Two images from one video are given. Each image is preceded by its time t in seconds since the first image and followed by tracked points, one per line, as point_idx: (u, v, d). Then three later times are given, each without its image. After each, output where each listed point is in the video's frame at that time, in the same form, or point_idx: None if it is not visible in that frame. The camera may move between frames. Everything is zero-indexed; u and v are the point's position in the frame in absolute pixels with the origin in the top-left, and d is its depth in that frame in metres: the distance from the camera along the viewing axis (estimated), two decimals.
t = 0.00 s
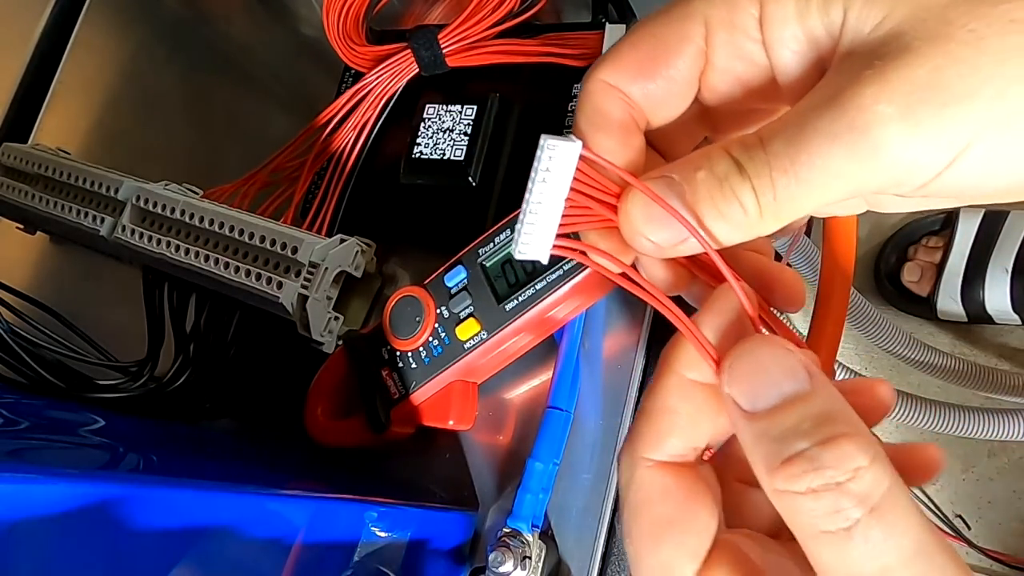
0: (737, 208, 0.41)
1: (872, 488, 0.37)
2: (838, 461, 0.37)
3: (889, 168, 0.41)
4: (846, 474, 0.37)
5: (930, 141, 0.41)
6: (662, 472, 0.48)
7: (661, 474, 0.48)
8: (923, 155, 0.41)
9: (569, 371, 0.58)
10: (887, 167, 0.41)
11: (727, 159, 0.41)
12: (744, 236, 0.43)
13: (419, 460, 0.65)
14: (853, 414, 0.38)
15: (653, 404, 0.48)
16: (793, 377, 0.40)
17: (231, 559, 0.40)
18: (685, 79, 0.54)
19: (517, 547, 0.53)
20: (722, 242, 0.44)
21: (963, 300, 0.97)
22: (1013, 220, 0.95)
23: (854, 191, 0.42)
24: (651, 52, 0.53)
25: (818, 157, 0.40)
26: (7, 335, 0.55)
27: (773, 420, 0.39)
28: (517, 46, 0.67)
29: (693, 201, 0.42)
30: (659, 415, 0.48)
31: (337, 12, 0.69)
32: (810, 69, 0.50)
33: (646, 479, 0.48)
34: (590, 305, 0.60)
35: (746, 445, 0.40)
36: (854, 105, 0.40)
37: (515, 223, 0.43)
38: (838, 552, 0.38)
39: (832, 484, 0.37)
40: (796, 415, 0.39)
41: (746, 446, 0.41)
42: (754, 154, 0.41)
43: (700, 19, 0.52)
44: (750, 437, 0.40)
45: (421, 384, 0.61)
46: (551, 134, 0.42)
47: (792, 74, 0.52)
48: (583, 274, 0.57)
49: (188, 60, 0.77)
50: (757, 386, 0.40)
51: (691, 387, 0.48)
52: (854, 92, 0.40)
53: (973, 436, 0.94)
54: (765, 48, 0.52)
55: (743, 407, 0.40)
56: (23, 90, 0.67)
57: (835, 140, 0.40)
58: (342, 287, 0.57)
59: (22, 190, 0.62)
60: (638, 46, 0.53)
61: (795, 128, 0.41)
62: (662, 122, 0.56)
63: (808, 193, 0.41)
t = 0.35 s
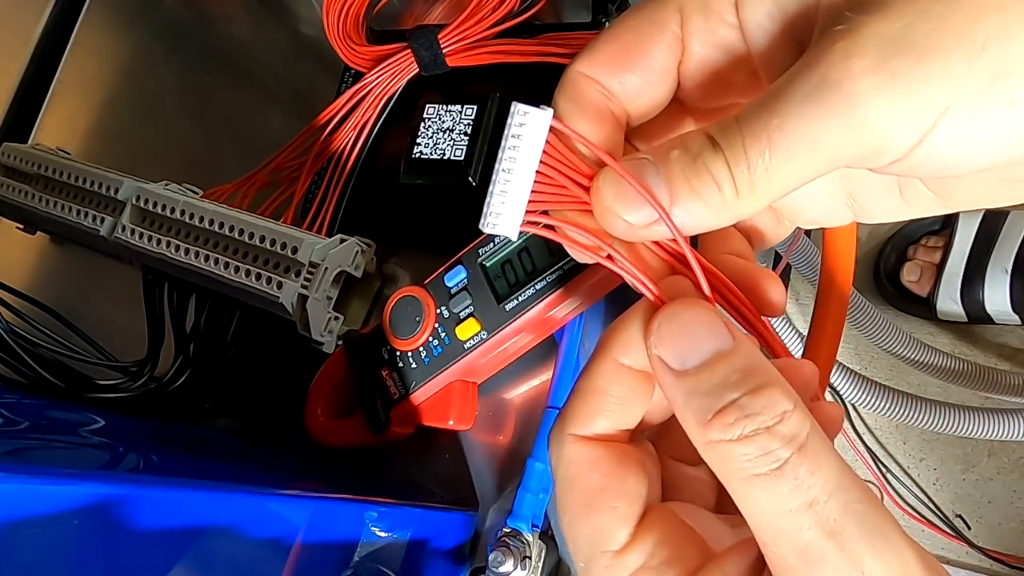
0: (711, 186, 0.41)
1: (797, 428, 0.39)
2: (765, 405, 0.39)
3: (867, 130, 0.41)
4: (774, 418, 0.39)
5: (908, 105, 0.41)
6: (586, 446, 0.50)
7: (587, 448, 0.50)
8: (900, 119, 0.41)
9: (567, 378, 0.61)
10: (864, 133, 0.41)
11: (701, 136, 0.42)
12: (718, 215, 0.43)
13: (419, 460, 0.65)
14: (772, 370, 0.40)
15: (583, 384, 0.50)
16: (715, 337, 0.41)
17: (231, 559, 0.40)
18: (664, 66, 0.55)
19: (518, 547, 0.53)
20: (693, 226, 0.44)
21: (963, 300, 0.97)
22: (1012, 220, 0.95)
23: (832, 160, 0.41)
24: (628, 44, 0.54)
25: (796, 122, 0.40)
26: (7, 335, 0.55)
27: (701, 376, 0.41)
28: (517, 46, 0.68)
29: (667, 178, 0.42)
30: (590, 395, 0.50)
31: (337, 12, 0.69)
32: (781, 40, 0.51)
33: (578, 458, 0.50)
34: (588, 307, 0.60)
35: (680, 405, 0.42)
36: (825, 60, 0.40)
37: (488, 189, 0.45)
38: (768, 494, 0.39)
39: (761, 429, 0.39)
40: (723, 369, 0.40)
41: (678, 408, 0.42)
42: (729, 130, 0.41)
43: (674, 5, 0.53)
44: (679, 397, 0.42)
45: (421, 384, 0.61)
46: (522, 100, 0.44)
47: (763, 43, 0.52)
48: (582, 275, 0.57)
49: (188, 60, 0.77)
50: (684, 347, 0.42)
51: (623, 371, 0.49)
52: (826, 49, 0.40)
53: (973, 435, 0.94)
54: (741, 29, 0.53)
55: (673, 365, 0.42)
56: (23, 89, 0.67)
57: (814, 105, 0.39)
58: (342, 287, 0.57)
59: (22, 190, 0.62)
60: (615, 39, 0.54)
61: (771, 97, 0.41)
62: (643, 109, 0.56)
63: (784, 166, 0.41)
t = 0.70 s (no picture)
0: (705, 182, 0.42)
1: (793, 423, 0.39)
2: (762, 402, 0.39)
3: (859, 125, 0.41)
4: (769, 414, 0.39)
5: (900, 102, 0.41)
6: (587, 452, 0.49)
7: (588, 454, 0.49)
8: (892, 116, 0.41)
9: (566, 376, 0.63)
10: (856, 130, 0.41)
11: (695, 131, 0.42)
12: (711, 209, 0.43)
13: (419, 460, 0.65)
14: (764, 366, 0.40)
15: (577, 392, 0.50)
16: (711, 334, 0.41)
17: (231, 560, 0.40)
18: (658, 67, 0.55)
19: (518, 547, 0.53)
20: (686, 221, 0.45)
21: (963, 300, 0.97)
22: (1013, 220, 0.96)
23: (825, 157, 0.42)
24: (622, 45, 0.55)
25: (785, 118, 0.40)
26: (7, 335, 0.55)
27: (698, 374, 0.40)
28: (518, 46, 0.68)
29: (661, 173, 0.43)
30: (586, 402, 0.50)
31: (338, 12, 0.69)
32: (773, 36, 0.51)
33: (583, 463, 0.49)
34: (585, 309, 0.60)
35: (675, 402, 0.41)
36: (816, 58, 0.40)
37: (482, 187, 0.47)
38: (763, 486, 0.39)
39: (759, 424, 0.39)
40: (720, 367, 0.40)
41: (674, 404, 0.42)
42: (722, 127, 0.41)
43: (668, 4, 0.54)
44: (677, 391, 0.41)
45: (422, 383, 0.61)
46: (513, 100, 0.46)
47: (756, 40, 0.52)
48: (582, 274, 0.57)
49: (188, 60, 0.77)
50: (682, 343, 0.41)
51: (619, 378, 0.50)
52: (819, 44, 0.40)
53: (973, 435, 0.93)
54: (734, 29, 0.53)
55: (670, 363, 0.41)
56: (23, 89, 0.67)
57: (808, 98, 0.40)
58: (342, 287, 0.57)
59: (22, 190, 0.62)
60: (610, 40, 0.55)
61: (761, 93, 0.41)
62: (637, 108, 0.57)
63: (777, 162, 0.41)
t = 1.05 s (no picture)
0: (704, 179, 0.42)
1: (756, 451, 0.39)
2: (725, 428, 0.39)
3: (857, 127, 0.41)
4: (734, 441, 0.39)
5: (899, 103, 0.41)
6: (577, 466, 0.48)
7: (579, 470, 0.48)
8: (891, 116, 0.41)
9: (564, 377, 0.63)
10: (855, 129, 0.41)
11: (696, 129, 0.42)
12: (710, 207, 0.43)
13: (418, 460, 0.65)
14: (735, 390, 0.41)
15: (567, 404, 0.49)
16: (680, 355, 0.42)
17: (232, 559, 0.40)
18: (656, 63, 0.55)
19: (518, 547, 0.53)
20: (684, 218, 0.44)
21: (963, 300, 0.97)
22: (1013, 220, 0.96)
23: (824, 155, 0.42)
24: (619, 41, 0.55)
25: (784, 116, 0.40)
26: (7, 335, 0.55)
27: (663, 398, 0.41)
28: (518, 46, 0.67)
29: (661, 170, 0.42)
30: (576, 412, 0.49)
31: (337, 12, 0.69)
32: (775, 36, 0.52)
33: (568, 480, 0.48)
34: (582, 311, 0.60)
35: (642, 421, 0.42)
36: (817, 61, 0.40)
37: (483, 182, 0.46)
38: (727, 514, 0.40)
39: (722, 452, 0.39)
40: (685, 390, 0.41)
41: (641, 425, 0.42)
42: (723, 124, 0.41)
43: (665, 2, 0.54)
44: (643, 414, 0.42)
45: (422, 383, 0.61)
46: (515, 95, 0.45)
47: (757, 40, 0.53)
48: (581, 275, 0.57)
49: (188, 60, 0.77)
50: (648, 366, 0.42)
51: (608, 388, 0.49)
52: (820, 46, 0.40)
53: (974, 435, 0.93)
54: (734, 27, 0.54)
55: (637, 386, 0.42)
56: (23, 89, 0.67)
57: (807, 99, 0.40)
58: (342, 287, 0.57)
59: (22, 190, 0.62)
60: (606, 37, 0.55)
61: (761, 94, 0.41)
62: (636, 105, 0.56)
63: (777, 160, 0.41)
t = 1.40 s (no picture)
0: (694, 172, 0.42)
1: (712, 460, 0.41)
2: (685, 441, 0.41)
3: (843, 119, 0.41)
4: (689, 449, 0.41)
5: (887, 92, 0.41)
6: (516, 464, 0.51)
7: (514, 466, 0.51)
8: (878, 108, 0.41)
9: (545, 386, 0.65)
10: (843, 122, 0.41)
11: (686, 122, 0.42)
12: (700, 200, 0.43)
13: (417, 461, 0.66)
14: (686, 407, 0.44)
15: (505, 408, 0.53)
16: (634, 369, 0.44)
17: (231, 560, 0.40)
18: (645, 59, 0.55)
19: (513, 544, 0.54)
20: (675, 211, 0.44)
21: (963, 300, 0.98)
22: (1013, 219, 0.96)
23: (812, 148, 0.42)
24: (608, 37, 0.55)
25: (773, 110, 0.40)
26: (6, 335, 0.55)
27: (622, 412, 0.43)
28: (519, 46, 0.68)
29: (652, 163, 0.43)
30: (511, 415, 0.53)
31: (337, 12, 0.69)
32: (762, 30, 0.51)
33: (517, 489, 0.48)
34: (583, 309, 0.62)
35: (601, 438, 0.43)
36: (806, 53, 0.40)
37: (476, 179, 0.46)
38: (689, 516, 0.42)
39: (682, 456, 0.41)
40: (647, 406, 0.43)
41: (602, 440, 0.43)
42: (712, 118, 0.41)
43: None
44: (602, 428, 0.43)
45: (421, 384, 0.61)
46: (504, 92, 0.45)
47: (744, 35, 0.52)
48: (581, 274, 0.59)
49: (188, 61, 0.77)
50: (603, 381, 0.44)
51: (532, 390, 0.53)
52: (807, 39, 0.40)
53: (972, 434, 0.93)
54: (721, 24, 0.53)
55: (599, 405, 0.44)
56: (23, 89, 0.67)
57: (797, 93, 0.40)
58: (342, 287, 0.57)
59: (22, 190, 0.62)
60: (597, 32, 0.55)
61: (752, 87, 0.41)
62: (626, 102, 0.57)
63: (766, 154, 0.41)
